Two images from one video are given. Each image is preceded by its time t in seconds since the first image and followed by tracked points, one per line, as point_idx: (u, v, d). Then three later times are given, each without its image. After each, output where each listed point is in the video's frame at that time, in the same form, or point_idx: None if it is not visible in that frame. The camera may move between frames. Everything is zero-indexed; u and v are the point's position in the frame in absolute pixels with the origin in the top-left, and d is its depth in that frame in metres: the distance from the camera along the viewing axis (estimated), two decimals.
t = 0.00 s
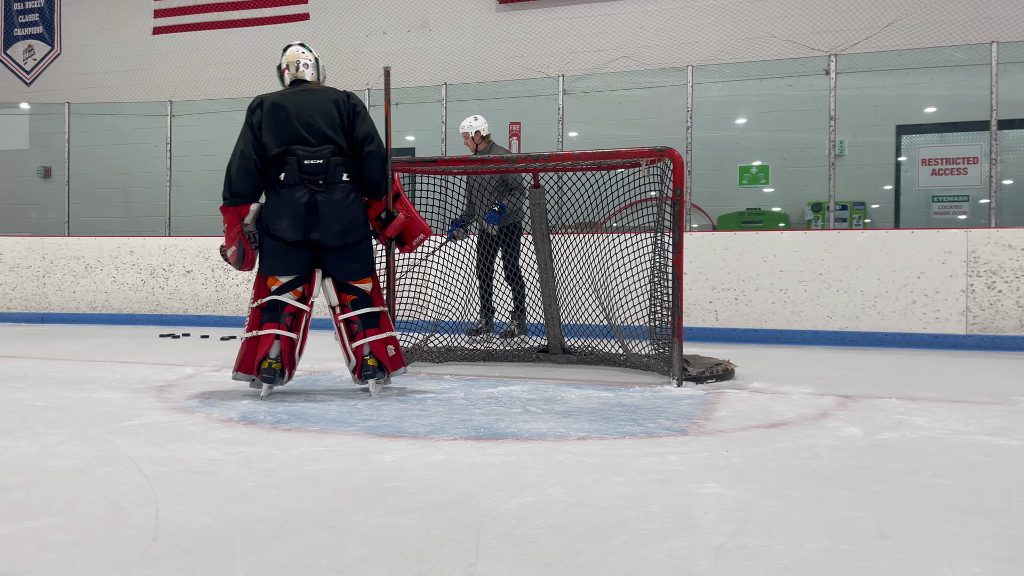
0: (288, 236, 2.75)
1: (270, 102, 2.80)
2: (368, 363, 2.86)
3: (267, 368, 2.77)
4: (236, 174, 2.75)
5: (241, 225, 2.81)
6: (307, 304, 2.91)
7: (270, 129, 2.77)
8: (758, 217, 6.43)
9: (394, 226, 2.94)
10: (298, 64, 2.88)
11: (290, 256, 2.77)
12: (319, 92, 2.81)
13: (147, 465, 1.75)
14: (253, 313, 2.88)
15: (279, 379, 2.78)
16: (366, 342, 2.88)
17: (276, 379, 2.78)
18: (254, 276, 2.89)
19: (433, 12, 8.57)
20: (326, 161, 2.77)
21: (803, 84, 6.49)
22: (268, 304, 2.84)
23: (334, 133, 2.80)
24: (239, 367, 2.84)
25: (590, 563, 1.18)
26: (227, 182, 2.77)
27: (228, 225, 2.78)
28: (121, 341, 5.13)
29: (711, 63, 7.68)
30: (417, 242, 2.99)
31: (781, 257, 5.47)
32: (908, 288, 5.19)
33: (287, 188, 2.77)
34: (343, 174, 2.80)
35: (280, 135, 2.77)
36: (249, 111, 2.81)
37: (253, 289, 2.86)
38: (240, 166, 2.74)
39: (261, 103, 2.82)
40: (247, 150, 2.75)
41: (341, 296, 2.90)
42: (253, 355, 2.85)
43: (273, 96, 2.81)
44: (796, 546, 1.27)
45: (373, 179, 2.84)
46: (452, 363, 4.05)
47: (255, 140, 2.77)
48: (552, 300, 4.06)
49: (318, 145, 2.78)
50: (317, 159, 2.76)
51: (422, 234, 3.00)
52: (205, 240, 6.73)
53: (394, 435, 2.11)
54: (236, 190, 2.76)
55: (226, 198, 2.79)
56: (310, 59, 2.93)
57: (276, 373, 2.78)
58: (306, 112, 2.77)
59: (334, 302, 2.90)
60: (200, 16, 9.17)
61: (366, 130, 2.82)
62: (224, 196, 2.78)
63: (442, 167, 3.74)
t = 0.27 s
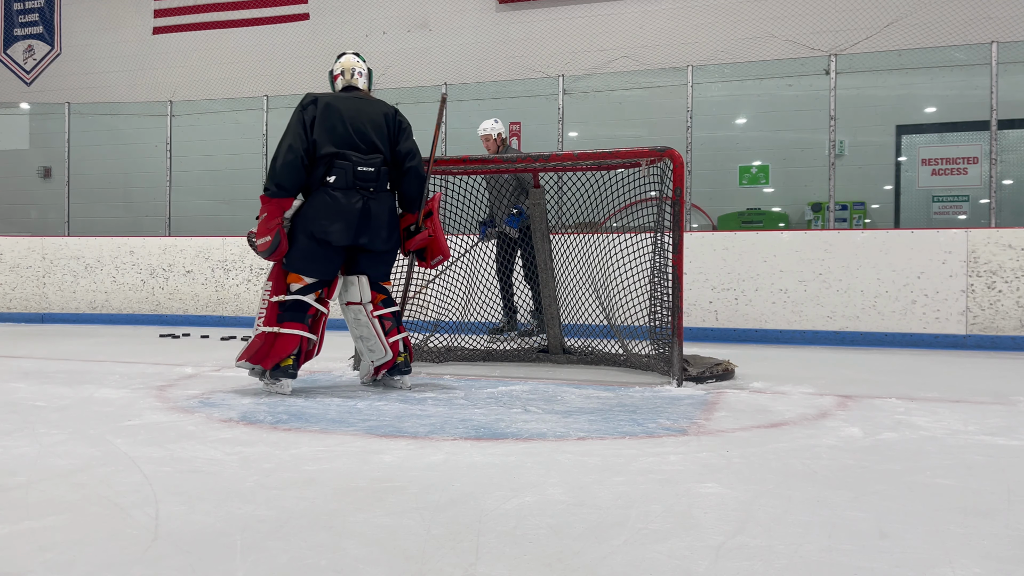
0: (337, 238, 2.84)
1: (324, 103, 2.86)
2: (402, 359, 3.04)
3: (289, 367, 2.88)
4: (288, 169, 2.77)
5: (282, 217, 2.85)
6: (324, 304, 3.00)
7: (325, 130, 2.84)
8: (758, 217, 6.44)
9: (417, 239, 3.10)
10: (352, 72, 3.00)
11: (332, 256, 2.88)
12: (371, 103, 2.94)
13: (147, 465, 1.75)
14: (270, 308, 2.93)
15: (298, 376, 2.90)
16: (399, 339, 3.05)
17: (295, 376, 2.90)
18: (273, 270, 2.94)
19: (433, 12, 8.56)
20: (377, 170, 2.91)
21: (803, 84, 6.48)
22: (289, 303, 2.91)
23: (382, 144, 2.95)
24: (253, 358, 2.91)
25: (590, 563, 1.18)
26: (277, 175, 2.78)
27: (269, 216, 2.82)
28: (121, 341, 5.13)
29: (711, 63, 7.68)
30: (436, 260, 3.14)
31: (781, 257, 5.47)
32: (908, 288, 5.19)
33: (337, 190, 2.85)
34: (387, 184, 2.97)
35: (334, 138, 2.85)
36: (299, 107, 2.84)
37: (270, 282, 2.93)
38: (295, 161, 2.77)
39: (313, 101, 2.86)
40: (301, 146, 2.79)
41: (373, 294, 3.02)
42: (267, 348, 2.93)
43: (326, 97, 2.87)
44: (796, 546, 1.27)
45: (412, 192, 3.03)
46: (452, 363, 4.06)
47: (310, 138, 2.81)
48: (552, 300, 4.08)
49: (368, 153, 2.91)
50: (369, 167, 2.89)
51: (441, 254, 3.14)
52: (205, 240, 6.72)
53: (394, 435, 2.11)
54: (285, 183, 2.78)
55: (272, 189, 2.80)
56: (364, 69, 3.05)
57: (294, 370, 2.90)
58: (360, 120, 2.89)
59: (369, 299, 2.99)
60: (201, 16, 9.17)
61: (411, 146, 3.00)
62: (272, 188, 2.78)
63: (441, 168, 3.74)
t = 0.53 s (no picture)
0: (356, 237, 2.85)
1: (347, 101, 2.88)
2: (406, 358, 3.08)
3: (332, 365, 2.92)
4: (311, 164, 2.78)
5: (301, 210, 2.85)
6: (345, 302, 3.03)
7: (348, 129, 2.86)
8: (758, 217, 6.43)
9: (420, 243, 3.11)
10: (375, 72, 3.02)
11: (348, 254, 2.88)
12: (392, 105, 2.97)
13: (147, 466, 1.75)
14: (300, 310, 2.93)
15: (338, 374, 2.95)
16: (404, 337, 3.08)
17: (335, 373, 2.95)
18: (292, 268, 2.93)
19: (433, 12, 8.56)
20: (396, 172, 2.94)
21: (803, 84, 6.48)
22: (321, 302, 2.92)
23: (401, 146, 2.98)
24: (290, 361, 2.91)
25: (590, 563, 1.18)
26: (299, 168, 2.78)
27: (289, 207, 2.82)
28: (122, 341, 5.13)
29: (711, 63, 7.68)
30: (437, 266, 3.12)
31: (781, 257, 5.47)
32: (908, 288, 5.19)
33: (358, 190, 2.86)
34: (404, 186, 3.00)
35: (356, 137, 2.88)
36: (322, 104, 2.85)
37: (292, 285, 2.93)
38: (319, 157, 2.78)
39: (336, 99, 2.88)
40: (324, 143, 2.80)
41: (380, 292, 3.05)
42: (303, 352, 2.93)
43: (349, 95, 2.89)
44: (795, 546, 1.27)
45: (425, 196, 3.07)
46: (452, 363, 4.05)
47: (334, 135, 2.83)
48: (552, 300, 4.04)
49: (387, 154, 2.94)
50: (390, 168, 2.92)
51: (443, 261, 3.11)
52: (205, 240, 6.72)
53: (394, 435, 2.11)
54: (307, 178, 2.79)
55: (293, 182, 2.79)
56: (387, 70, 3.06)
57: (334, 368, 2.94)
58: (381, 121, 2.92)
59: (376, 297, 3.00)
60: (201, 16, 9.17)
61: (427, 150, 3.04)
62: (295, 183, 2.78)
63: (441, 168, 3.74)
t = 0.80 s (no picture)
0: (362, 238, 2.87)
1: (349, 102, 2.87)
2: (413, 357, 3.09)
3: (336, 365, 2.93)
4: (316, 167, 2.78)
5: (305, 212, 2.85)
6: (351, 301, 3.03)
7: (352, 131, 2.86)
8: (758, 218, 6.44)
9: (431, 237, 3.12)
10: (371, 76, 2.99)
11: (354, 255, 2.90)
12: (395, 105, 2.97)
13: (147, 466, 1.75)
14: (304, 309, 2.93)
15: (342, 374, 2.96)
16: (410, 336, 3.08)
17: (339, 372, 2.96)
18: (298, 269, 2.94)
19: (433, 12, 8.56)
20: (400, 172, 2.95)
21: (802, 84, 6.48)
22: (325, 302, 2.92)
23: (405, 146, 2.99)
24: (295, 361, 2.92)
25: (590, 563, 1.18)
26: (305, 172, 2.78)
27: (292, 210, 2.82)
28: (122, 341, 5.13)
29: (711, 63, 7.69)
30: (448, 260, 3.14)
31: (781, 257, 5.47)
32: (908, 288, 5.19)
33: (363, 191, 2.87)
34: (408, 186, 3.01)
35: (360, 139, 2.87)
36: (324, 106, 2.84)
37: (298, 284, 2.93)
38: (323, 160, 2.78)
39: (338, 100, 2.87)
40: (329, 146, 2.80)
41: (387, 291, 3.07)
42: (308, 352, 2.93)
43: (351, 96, 2.88)
44: (795, 546, 1.27)
45: (430, 194, 3.07)
46: (452, 363, 4.05)
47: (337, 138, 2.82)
48: (552, 300, 4.02)
49: (391, 154, 2.94)
50: (394, 168, 2.92)
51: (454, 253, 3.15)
52: (205, 240, 6.72)
53: (394, 435, 2.11)
54: (311, 181, 2.79)
55: (298, 186, 2.79)
56: (382, 70, 3.03)
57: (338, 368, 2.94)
58: (384, 121, 2.92)
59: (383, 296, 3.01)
60: (201, 16, 9.17)
61: (430, 149, 3.05)
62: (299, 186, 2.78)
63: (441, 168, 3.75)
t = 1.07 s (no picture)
0: (356, 241, 2.88)
1: (337, 107, 2.85)
2: (416, 356, 3.08)
3: (320, 365, 2.87)
4: (307, 175, 2.78)
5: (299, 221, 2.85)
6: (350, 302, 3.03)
7: (340, 136, 2.85)
8: (758, 217, 6.45)
9: (432, 234, 3.15)
10: (357, 77, 2.96)
11: (350, 259, 2.91)
12: (384, 105, 2.94)
13: (147, 465, 1.75)
14: (298, 310, 2.94)
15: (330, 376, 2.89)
16: (413, 336, 3.08)
17: (328, 374, 2.89)
18: (296, 273, 2.96)
19: (433, 12, 8.56)
20: (393, 173, 2.94)
21: (802, 84, 6.48)
22: (316, 302, 2.92)
23: (397, 146, 2.96)
24: (285, 361, 2.93)
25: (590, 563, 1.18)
26: (296, 181, 2.78)
27: (286, 220, 2.82)
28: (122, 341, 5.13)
29: (711, 63, 7.69)
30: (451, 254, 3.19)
31: (781, 257, 5.47)
32: (908, 288, 5.19)
33: (355, 196, 2.88)
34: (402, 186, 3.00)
35: (349, 143, 2.86)
36: (312, 113, 2.82)
37: (294, 286, 2.95)
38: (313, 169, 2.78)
39: (326, 106, 2.85)
40: (319, 153, 2.79)
41: (388, 291, 3.07)
42: (299, 352, 2.94)
43: (338, 100, 2.86)
44: (795, 546, 1.27)
45: (425, 192, 3.06)
46: (452, 363, 4.05)
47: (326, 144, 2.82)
48: (552, 300, 4.01)
49: (383, 156, 2.93)
50: (386, 170, 2.92)
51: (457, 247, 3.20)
52: (205, 240, 6.72)
53: (394, 435, 2.11)
54: (303, 190, 2.79)
55: (291, 195, 2.80)
56: (370, 68, 2.99)
57: (325, 369, 2.88)
58: (373, 123, 2.90)
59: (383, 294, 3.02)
60: (201, 16, 9.17)
61: (422, 147, 3.02)
62: (291, 196, 2.79)
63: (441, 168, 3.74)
